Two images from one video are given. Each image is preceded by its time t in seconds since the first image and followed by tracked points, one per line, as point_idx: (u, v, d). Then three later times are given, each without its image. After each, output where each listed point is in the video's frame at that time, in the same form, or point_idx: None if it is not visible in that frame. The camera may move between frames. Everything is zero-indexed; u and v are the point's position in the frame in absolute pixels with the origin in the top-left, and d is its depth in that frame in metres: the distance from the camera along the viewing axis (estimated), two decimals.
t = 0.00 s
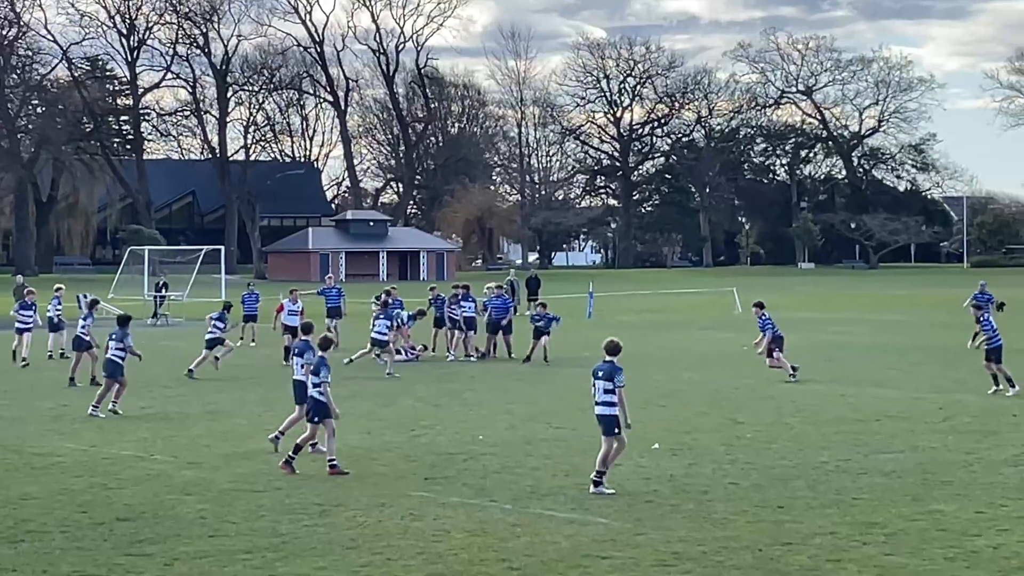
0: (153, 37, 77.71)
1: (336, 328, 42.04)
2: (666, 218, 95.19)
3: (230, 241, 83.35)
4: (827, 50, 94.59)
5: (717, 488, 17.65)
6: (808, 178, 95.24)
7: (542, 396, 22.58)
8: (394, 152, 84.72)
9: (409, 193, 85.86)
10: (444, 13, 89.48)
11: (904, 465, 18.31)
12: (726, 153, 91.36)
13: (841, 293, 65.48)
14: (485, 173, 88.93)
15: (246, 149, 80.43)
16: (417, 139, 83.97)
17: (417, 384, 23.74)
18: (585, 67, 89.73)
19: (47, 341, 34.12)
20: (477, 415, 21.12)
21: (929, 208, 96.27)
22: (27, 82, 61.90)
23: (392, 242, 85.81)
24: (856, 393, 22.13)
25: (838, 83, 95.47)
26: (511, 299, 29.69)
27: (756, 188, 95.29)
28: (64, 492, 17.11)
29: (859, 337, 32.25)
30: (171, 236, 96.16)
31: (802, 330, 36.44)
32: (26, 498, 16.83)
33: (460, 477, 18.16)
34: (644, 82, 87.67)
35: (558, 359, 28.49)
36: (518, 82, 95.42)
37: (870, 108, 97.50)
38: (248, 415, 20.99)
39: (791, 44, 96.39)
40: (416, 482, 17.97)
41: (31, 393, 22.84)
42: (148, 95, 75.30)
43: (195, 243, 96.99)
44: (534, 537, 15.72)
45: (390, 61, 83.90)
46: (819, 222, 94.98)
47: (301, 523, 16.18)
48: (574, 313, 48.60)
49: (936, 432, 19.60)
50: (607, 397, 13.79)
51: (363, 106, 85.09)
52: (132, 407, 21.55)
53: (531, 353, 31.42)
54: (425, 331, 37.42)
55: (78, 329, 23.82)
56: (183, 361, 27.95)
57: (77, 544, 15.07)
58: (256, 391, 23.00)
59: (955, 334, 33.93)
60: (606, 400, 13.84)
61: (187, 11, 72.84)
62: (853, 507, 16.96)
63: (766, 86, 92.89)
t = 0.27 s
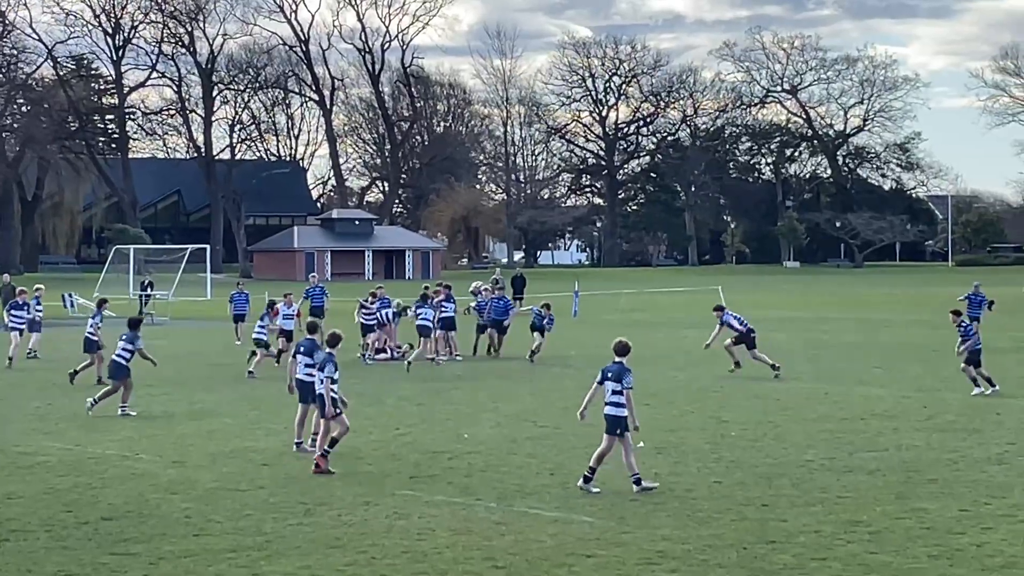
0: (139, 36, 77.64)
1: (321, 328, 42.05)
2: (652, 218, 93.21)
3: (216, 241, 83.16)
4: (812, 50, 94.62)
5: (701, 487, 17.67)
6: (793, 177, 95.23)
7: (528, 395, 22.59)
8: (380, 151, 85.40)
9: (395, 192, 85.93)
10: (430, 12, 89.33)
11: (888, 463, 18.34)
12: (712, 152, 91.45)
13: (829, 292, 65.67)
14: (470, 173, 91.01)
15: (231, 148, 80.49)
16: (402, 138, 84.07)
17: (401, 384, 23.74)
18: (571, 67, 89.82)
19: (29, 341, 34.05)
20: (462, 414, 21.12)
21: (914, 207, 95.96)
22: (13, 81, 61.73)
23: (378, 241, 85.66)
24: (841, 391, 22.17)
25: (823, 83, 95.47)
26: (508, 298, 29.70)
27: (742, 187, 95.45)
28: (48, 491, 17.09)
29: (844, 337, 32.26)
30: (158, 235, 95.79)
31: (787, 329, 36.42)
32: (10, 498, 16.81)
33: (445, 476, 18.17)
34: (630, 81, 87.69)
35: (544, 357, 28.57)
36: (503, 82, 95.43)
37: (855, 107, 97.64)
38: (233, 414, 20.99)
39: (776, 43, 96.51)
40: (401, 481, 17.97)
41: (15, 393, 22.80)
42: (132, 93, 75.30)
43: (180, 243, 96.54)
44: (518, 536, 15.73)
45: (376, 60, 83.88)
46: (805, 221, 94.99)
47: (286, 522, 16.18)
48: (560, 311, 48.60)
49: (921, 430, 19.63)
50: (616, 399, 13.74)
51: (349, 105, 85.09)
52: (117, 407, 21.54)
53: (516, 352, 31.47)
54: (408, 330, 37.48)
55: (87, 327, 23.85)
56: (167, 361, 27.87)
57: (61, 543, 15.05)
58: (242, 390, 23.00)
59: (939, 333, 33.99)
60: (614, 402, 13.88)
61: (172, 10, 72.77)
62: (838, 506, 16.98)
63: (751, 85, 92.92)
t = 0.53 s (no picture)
0: (124, 35, 77.57)
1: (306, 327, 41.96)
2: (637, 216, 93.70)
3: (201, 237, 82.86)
4: (797, 49, 94.67)
5: (686, 486, 17.68)
6: (779, 176, 95.20)
7: (515, 395, 22.57)
8: (365, 149, 85.58)
9: (381, 191, 85.93)
10: (415, 11, 89.18)
11: (873, 462, 18.37)
12: (697, 151, 91.41)
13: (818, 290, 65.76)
14: (455, 171, 90.54)
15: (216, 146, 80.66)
16: (388, 136, 84.04)
17: (385, 383, 23.69)
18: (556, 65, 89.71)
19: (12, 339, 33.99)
20: (447, 413, 21.12)
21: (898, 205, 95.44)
22: None
23: (363, 239, 85.11)
24: (826, 390, 22.20)
25: (809, 81, 95.51)
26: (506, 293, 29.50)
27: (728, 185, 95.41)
28: (33, 492, 17.06)
29: (828, 335, 32.30)
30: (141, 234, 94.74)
31: (772, 328, 36.42)
32: None
33: (431, 475, 18.17)
34: (615, 80, 87.67)
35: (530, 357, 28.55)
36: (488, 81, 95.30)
37: (840, 106, 97.63)
38: (217, 414, 20.95)
39: (762, 42, 96.45)
40: (386, 480, 17.97)
41: None
42: (118, 92, 75.26)
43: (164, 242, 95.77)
44: (504, 535, 15.74)
45: (361, 59, 83.79)
46: (790, 220, 94.92)
47: (271, 522, 16.17)
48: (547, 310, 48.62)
49: (905, 429, 19.65)
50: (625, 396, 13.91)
51: (334, 103, 84.94)
52: (101, 407, 21.49)
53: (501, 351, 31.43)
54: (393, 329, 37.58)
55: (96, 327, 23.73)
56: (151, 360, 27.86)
57: (46, 543, 15.04)
58: (225, 390, 22.94)
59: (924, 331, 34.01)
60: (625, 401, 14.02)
61: (157, 9, 72.67)
62: (823, 504, 17.00)
63: (736, 84, 92.93)
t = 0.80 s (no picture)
0: (111, 34, 77.64)
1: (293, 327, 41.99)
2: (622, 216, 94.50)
3: (188, 238, 82.72)
4: (784, 48, 94.76)
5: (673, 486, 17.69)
6: (766, 176, 94.86)
7: (503, 393, 22.56)
8: (351, 148, 85.26)
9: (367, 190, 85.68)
10: (401, 9, 89.12)
11: (860, 461, 18.39)
12: (683, 150, 91.61)
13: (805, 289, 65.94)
14: (443, 171, 88.54)
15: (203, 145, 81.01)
16: (374, 135, 83.92)
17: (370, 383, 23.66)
18: (543, 64, 89.70)
19: None
20: (433, 412, 21.12)
21: (886, 204, 94.98)
22: None
23: (350, 239, 84.62)
24: (812, 389, 22.22)
25: (795, 80, 95.59)
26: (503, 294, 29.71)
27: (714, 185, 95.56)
28: (19, 491, 17.04)
29: (814, 334, 32.34)
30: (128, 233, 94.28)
31: (759, 327, 36.46)
32: None
33: (418, 474, 18.17)
34: (602, 79, 87.72)
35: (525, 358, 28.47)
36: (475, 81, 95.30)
37: (826, 105, 97.69)
38: (204, 413, 20.94)
39: (749, 41, 96.51)
40: (373, 479, 17.97)
41: None
42: (104, 91, 75.33)
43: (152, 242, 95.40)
44: (489, 534, 15.73)
45: (348, 58, 83.76)
46: (777, 219, 94.88)
47: (257, 521, 16.16)
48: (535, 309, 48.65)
49: (891, 428, 19.67)
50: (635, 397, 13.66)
51: (321, 102, 85.19)
52: (88, 406, 21.49)
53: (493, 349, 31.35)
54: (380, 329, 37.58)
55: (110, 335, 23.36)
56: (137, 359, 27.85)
57: (31, 543, 15.01)
58: (212, 390, 22.92)
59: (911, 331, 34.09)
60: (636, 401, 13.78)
61: (143, 8, 72.70)
62: (809, 503, 17.01)
63: (723, 83, 93.03)
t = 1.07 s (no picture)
0: (100, 34, 77.62)
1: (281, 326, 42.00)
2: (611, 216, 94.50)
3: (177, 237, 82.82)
4: (773, 47, 94.80)
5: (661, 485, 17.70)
6: (754, 174, 95.19)
7: (491, 392, 22.60)
8: (340, 147, 85.12)
9: (356, 189, 85.66)
10: (390, 9, 89.07)
11: (848, 459, 18.41)
12: (672, 149, 91.74)
13: (796, 288, 66.06)
14: (432, 170, 88.95)
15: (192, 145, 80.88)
16: (364, 134, 83.90)
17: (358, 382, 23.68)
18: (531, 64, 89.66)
19: None
20: (421, 412, 21.12)
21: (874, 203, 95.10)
22: None
23: (340, 238, 84.60)
24: (800, 388, 22.25)
25: (784, 80, 95.64)
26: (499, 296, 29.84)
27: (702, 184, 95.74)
28: (7, 490, 17.04)
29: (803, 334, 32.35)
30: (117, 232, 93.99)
31: (748, 326, 36.49)
32: None
33: (406, 474, 18.18)
34: (591, 78, 87.73)
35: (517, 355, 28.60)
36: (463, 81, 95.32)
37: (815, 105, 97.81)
38: (192, 412, 20.93)
39: (737, 40, 96.56)
40: (362, 479, 17.97)
41: None
42: (93, 91, 75.30)
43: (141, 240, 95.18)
44: (478, 534, 15.75)
45: (337, 57, 83.70)
46: (765, 218, 94.93)
47: (246, 520, 16.17)
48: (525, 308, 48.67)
49: (879, 427, 19.69)
50: (652, 394, 13.77)
51: (310, 101, 85.10)
52: (76, 405, 21.48)
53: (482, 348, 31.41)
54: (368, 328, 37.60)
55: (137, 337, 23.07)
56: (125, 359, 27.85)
57: (20, 543, 15.00)
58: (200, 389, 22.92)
59: (898, 330, 34.21)
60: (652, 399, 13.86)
61: (132, 7, 72.63)
62: (797, 502, 17.04)
63: (711, 82, 93.06)
